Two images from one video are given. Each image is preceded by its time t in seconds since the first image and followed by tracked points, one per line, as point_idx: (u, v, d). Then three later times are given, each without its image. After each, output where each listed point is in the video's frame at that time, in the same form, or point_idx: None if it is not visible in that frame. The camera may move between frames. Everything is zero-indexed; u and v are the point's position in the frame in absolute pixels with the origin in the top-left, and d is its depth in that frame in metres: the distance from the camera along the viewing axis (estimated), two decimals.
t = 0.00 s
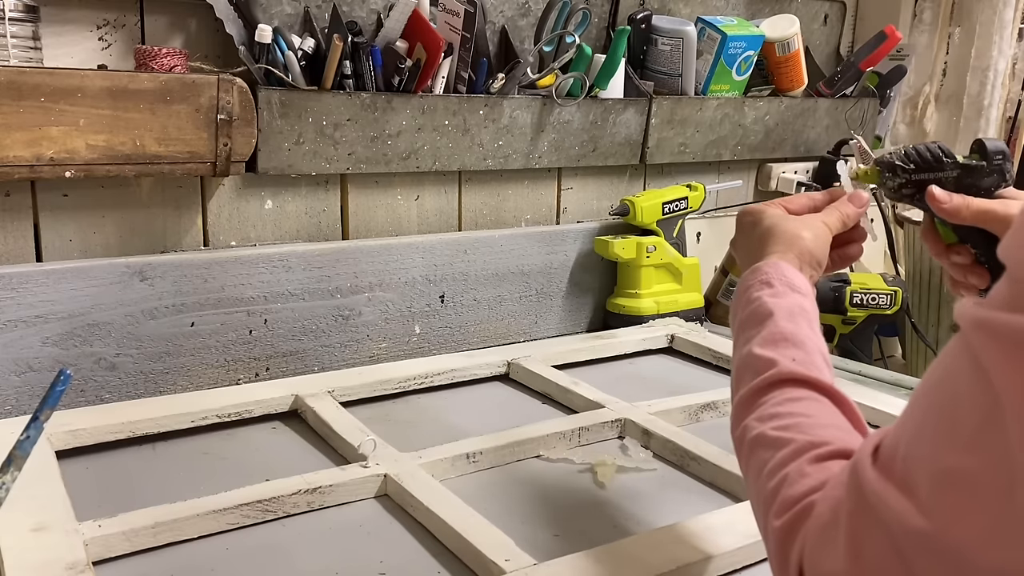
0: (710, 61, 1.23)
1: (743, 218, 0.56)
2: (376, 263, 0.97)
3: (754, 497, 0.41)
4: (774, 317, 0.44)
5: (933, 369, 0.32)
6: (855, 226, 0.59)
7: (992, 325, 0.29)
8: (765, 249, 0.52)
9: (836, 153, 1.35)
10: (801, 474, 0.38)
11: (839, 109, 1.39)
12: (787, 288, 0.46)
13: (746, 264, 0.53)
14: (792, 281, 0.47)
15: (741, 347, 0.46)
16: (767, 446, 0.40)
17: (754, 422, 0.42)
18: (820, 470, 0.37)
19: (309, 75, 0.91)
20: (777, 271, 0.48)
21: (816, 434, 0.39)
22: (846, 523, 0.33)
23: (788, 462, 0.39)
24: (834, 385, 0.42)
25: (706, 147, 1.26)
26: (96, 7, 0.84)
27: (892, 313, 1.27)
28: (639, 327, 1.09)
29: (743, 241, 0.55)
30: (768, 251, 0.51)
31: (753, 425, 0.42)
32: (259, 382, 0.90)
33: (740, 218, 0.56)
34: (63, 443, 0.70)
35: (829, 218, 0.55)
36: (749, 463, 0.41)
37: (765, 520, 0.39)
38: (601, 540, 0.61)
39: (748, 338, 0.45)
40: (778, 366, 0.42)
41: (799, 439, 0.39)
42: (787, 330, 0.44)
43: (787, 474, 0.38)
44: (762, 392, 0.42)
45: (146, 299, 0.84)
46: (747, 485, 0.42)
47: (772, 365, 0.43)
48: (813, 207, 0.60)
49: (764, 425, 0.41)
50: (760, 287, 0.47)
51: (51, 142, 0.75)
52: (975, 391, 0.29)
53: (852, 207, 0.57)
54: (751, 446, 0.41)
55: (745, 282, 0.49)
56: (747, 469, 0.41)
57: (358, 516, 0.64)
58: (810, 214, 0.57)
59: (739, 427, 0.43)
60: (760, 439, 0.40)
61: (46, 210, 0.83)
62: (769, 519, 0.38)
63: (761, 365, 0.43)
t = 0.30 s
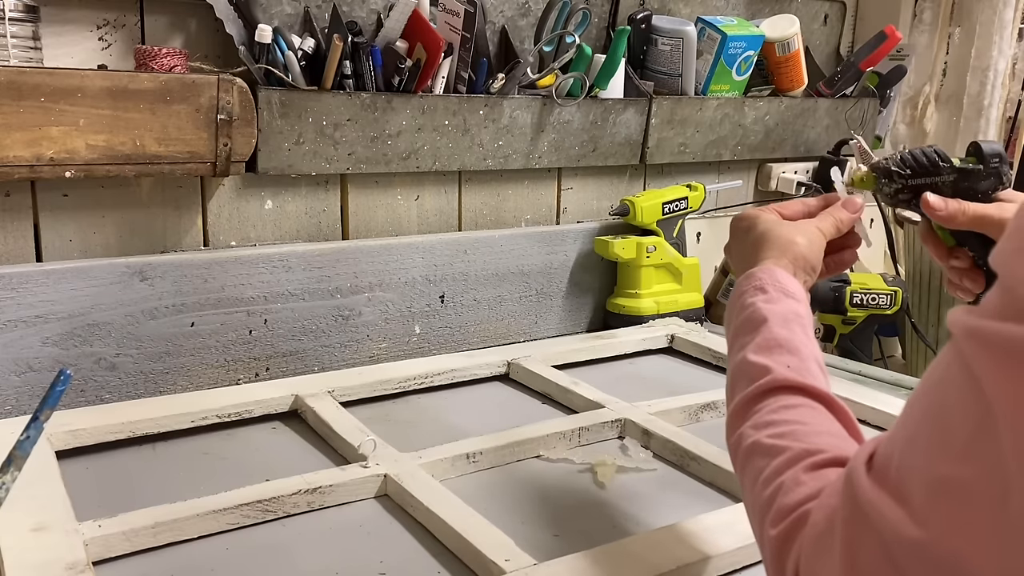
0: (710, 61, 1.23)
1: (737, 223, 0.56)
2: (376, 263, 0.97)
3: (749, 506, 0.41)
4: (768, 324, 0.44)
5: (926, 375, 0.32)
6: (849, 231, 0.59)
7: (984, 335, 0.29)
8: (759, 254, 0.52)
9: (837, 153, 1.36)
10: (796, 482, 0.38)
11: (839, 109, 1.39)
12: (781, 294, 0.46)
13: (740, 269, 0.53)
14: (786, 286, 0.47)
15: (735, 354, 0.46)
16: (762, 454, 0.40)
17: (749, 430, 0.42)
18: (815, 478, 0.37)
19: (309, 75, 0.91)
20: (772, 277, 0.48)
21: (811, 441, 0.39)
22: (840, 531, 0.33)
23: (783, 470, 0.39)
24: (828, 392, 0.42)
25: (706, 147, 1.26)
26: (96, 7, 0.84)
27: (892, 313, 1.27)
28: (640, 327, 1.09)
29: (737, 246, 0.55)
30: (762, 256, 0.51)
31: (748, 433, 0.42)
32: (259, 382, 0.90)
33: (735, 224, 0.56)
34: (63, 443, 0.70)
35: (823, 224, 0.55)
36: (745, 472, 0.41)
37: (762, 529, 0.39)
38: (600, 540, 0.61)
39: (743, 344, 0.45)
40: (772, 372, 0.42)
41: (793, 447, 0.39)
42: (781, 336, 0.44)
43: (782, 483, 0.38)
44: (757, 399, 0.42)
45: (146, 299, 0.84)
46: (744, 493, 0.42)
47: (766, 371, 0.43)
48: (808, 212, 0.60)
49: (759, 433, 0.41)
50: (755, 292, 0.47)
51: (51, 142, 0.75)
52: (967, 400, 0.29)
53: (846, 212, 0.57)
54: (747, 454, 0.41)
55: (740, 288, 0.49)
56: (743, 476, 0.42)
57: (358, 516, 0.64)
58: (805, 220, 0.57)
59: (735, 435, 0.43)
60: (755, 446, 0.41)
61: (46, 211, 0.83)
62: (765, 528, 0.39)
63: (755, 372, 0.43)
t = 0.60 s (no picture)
0: (710, 61, 1.23)
1: (740, 224, 0.56)
2: (376, 263, 0.97)
3: (746, 509, 0.41)
4: (767, 326, 0.44)
5: (918, 377, 0.32)
6: (853, 234, 0.59)
7: (974, 336, 0.29)
8: (760, 256, 0.52)
9: (837, 152, 1.35)
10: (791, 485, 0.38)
11: (839, 109, 1.39)
12: (780, 296, 0.46)
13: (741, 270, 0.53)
14: (784, 289, 0.47)
15: (733, 356, 0.45)
16: (758, 457, 0.40)
17: (746, 432, 0.42)
18: (811, 481, 0.37)
19: (309, 75, 0.91)
20: (771, 279, 0.48)
21: (807, 444, 0.39)
22: (833, 533, 0.33)
23: (779, 472, 0.39)
24: (826, 395, 0.42)
25: (706, 147, 1.26)
26: (96, 7, 0.84)
27: (892, 313, 1.27)
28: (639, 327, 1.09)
29: (738, 247, 0.55)
30: (764, 258, 0.51)
31: (745, 435, 0.42)
32: (259, 382, 0.90)
33: (737, 225, 0.56)
34: (63, 443, 0.70)
35: (825, 227, 0.55)
36: (741, 475, 0.41)
37: (757, 532, 0.39)
38: (600, 540, 0.61)
39: (741, 346, 0.45)
40: (770, 375, 0.42)
41: (789, 450, 0.39)
42: (779, 338, 0.44)
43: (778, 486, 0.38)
44: (754, 402, 0.42)
45: (146, 299, 0.84)
46: (740, 496, 0.42)
47: (764, 374, 0.43)
48: (811, 215, 0.60)
49: (756, 435, 0.41)
50: (754, 294, 0.47)
51: (51, 142, 0.75)
52: (957, 402, 0.29)
53: (848, 216, 0.57)
54: (743, 457, 0.41)
55: (739, 290, 0.49)
56: (739, 480, 0.42)
57: (358, 516, 0.64)
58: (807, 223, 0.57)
59: (732, 437, 0.43)
60: (751, 449, 0.41)
61: (46, 211, 0.83)
62: (760, 532, 0.39)
63: (753, 374, 0.43)
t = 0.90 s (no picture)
0: (710, 61, 1.23)
1: (740, 227, 0.56)
2: (376, 263, 0.97)
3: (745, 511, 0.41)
4: (767, 328, 0.44)
5: (918, 378, 0.32)
6: (855, 237, 0.59)
7: (973, 336, 0.29)
8: (759, 259, 0.52)
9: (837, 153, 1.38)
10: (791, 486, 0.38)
11: (839, 109, 1.39)
12: (779, 298, 0.47)
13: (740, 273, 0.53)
14: (784, 291, 0.47)
15: (733, 358, 0.45)
16: (758, 458, 0.40)
17: (746, 434, 0.42)
18: (810, 482, 0.37)
19: (309, 75, 0.91)
20: (771, 281, 0.48)
21: (807, 446, 0.39)
22: (832, 534, 0.33)
23: (778, 473, 0.39)
24: (825, 397, 0.42)
25: (706, 147, 1.26)
26: (96, 7, 0.84)
27: (892, 313, 1.27)
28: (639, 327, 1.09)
29: (739, 250, 0.55)
30: (764, 261, 0.51)
31: (745, 437, 0.42)
32: (259, 382, 0.90)
33: (738, 228, 0.56)
34: (63, 443, 0.70)
35: (826, 231, 0.55)
36: (741, 477, 0.41)
37: (757, 533, 0.39)
38: (600, 540, 0.61)
39: (741, 348, 0.45)
40: (770, 377, 0.42)
41: (788, 451, 0.39)
42: (779, 339, 0.44)
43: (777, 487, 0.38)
44: (754, 404, 0.42)
45: (146, 299, 0.84)
46: (740, 498, 0.42)
47: (764, 375, 0.43)
48: (812, 218, 0.60)
49: (756, 437, 0.41)
50: (754, 296, 0.47)
51: (51, 142, 0.75)
52: (956, 402, 0.29)
53: (851, 218, 0.57)
54: (743, 459, 0.41)
55: (740, 291, 0.49)
56: (739, 481, 0.42)
57: (359, 516, 0.64)
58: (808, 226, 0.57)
59: (731, 439, 0.43)
60: (751, 451, 0.41)
61: (46, 211, 0.83)
62: (760, 533, 0.38)
63: (753, 376, 0.43)
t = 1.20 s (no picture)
0: (710, 61, 1.23)
1: (743, 227, 0.56)
2: (376, 263, 0.97)
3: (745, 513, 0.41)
4: (767, 329, 0.44)
5: (914, 380, 0.32)
6: (858, 239, 0.59)
7: (969, 338, 0.29)
8: (761, 260, 0.52)
9: (837, 153, 1.38)
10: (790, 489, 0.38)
11: (839, 109, 1.39)
12: (780, 300, 0.47)
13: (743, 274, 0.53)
14: (785, 292, 0.47)
15: (734, 359, 0.45)
16: (757, 461, 0.40)
17: (746, 437, 0.42)
18: (809, 485, 0.37)
19: (309, 75, 0.91)
20: (773, 283, 0.48)
21: (806, 448, 0.39)
22: (830, 536, 0.33)
23: (778, 475, 0.39)
24: (825, 399, 0.42)
25: (706, 147, 1.26)
26: (96, 7, 0.84)
27: (892, 313, 1.27)
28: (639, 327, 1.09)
29: (741, 250, 0.55)
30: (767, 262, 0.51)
31: (745, 439, 0.41)
32: (259, 382, 0.90)
33: (740, 228, 0.56)
34: (63, 443, 0.70)
35: (829, 232, 0.55)
36: (740, 480, 0.41)
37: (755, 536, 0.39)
38: (600, 540, 0.61)
39: (741, 349, 0.45)
40: (771, 378, 0.42)
41: (787, 453, 0.39)
42: (780, 340, 0.44)
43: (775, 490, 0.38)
44: (754, 405, 0.42)
45: (146, 299, 0.84)
46: (739, 501, 0.42)
47: (764, 377, 0.42)
48: (816, 219, 0.60)
49: (756, 439, 0.41)
50: (755, 297, 0.47)
51: (51, 142, 0.75)
52: (952, 403, 0.29)
53: (853, 220, 0.57)
54: (743, 461, 0.41)
55: (741, 293, 0.49)
56: (739, 484, 0.41)
57: (358, 516, 0.64)
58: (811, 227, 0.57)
59: (731, 441, 0.43)
60: (751, 454, 0.41)
61: (45, 211, 0.83)
62: (758, 535, 0.38)
63: (754, 378, 0.43)
